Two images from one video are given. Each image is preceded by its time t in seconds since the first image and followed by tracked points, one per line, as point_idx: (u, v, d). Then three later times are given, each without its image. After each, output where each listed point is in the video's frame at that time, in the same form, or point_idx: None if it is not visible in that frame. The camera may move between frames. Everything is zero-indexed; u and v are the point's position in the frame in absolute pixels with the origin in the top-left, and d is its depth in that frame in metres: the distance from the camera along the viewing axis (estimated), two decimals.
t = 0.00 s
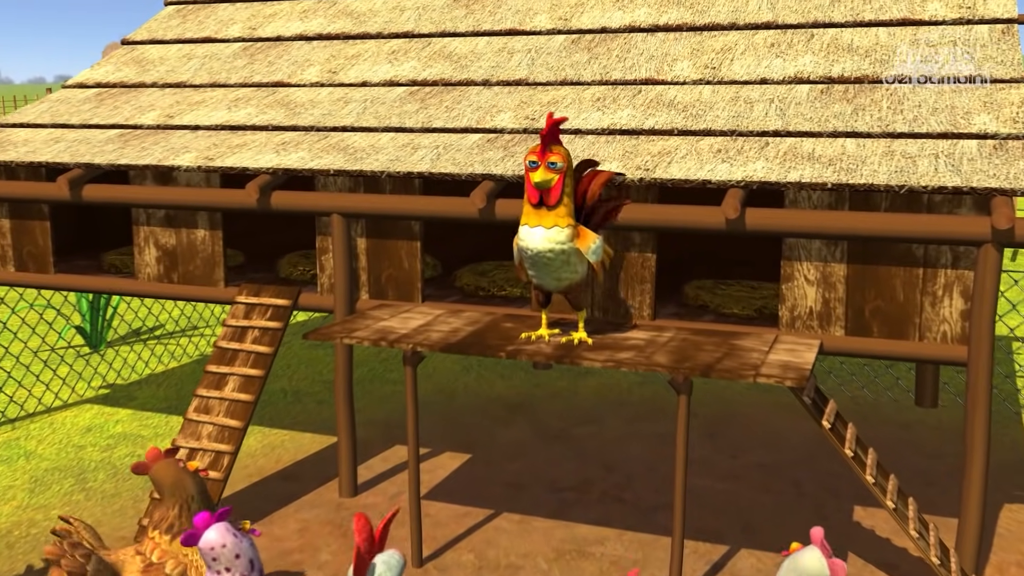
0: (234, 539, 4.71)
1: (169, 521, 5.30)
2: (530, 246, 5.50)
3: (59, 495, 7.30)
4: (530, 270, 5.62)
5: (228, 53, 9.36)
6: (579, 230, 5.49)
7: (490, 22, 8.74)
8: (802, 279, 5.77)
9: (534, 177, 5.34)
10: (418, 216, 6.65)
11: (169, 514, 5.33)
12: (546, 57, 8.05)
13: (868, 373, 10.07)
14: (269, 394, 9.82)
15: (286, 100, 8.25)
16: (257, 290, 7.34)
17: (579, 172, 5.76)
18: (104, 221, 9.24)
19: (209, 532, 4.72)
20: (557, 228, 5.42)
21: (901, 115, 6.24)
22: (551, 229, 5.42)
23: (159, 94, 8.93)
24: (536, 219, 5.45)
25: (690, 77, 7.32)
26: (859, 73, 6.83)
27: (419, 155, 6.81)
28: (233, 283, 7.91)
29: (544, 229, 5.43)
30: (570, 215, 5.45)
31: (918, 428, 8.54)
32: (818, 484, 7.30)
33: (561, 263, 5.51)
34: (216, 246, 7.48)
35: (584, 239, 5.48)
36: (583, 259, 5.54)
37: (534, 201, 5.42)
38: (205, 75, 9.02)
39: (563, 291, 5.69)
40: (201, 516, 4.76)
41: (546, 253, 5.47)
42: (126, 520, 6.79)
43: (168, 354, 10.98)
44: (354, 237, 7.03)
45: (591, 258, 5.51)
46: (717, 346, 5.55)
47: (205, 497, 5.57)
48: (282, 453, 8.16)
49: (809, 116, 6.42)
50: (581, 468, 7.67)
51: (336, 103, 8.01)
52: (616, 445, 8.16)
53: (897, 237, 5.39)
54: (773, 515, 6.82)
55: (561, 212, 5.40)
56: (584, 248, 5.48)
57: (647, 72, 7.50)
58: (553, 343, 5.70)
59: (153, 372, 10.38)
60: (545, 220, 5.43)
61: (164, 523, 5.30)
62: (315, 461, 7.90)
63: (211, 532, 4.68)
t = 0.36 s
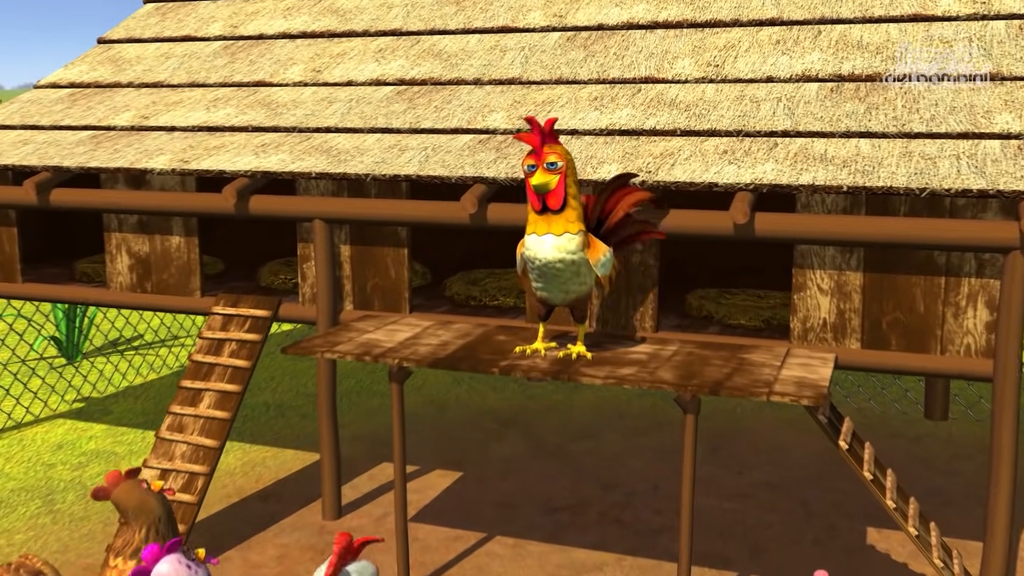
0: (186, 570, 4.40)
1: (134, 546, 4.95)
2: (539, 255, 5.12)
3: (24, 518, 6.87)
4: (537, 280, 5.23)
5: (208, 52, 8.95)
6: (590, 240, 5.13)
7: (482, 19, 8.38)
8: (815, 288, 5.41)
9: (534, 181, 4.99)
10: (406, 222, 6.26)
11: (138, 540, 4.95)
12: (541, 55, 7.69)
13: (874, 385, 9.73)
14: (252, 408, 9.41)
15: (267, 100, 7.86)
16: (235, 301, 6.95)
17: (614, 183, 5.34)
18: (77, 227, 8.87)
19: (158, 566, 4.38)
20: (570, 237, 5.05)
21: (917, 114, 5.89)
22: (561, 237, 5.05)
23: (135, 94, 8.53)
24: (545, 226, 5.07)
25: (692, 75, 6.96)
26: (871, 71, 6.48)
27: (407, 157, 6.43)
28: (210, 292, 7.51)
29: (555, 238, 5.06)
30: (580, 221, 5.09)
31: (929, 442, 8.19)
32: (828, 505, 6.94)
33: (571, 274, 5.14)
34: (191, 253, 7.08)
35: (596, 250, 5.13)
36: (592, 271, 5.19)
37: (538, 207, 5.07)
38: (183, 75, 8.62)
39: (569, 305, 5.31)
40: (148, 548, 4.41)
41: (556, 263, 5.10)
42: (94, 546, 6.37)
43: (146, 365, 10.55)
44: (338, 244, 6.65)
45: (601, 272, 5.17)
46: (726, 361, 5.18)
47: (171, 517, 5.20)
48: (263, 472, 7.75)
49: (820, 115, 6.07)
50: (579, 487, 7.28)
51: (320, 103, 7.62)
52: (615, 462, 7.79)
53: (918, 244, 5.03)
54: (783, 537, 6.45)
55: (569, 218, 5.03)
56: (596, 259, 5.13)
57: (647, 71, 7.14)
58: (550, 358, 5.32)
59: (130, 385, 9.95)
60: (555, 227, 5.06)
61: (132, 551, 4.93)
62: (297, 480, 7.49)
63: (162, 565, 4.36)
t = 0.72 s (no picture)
0: None
1: None
2: (509, 265, 4.76)
3: None
4: (509, 293, 4.86)
5: (184, 50, 8.55)
6: (566, 247, 4.75)
7: (471, 17, 8.02)
8: (829, 298, 5.05)
9: (527, 184, 4.63)
10: (390, 228, 5.87)
11: None
12: (533, 53, 7.32)
13: (879, 397, 9.38)
14: (231, 424, 8.99)
15: (245, 100, 7.47)
16: (209, 312, 6.54)
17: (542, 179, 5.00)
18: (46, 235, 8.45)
19: None
20: (541, 244, 4.68)
21: (934, 112, 5.54)
22: (532, 244, 4.68)
23: (107, 94, 8.12)
24: (518, 232, 4.72)
25: (692, 73, 6.61)
26: (882, 68, 6.14)
27: (391, 158, 6.04)
28: (184, 303, 7.10)
29: (525, 245, 4.69)
30: (556, 228, 4.71)
31: (939, 457, 7.85)
32: (838, 526, 6.58)
33: (544, 285, 4.75)
34: (163, 261, 6.68)
35: (573, 258, 4.74)
36: (570, 281, 4.78)
37: (519, 210, 4.70)
38: (157, 74, 8.22)
39: (547, 319, 4.90)
40: None
41: (528, 272, 4.72)
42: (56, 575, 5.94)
43: (122, 379, 10.12)
44: (318, 252, 6.26)
45: (582, 279, 4.78)
46: (735, 377, 4.80)
47: (139, 556, 4.69)
48: (240, 493, 7.33)
49: (830, 114, 5.72)
50: (575, 508, 6.90)
51: (300, 103, 7.23)
52: (612, 481, 7.41)
53: (941, 251, 4.67)
54: (791, 562, 6.07)
55: (545, 227, 4.67)
56: (571, 267, 4.74)
57: (645, 69, 6.79)
58: (545, 374, 4.94)
59: (103, 399, 9.51)
60: (526, 234, 4.69)
61: None
62: (277, 502, 7.08)
63: None
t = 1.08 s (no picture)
0: None
1: None
2: (525, 271, 4.40)
3: None
4: (523, 302, 4.50)
5: (159, 50, 8.18)
6: (584, 253, 4.44)
7: (459, 14, 7.70)
8: (842, 308, 4.74)
9: (516, 185, 4.29)
10: (374, 235, 5.53)
11: None
12: (524, 52, 7.01)
13: (881, 409, 9.09)
14: (208, 440, 8.60)
15: (222, 101, 7.11)
16: (182, 324, 6.17)
17: (605, 187, 4.68)
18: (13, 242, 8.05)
19: None
20: (562, 248, 4.35)
21: (948, 111, 5.26)
22: (550, 249, 4.34)
23: (77, 95, 7.74)
24: (532, 237, 4.37)
25: (691, 71, 6.30)
26: (891, 66, 5.85)
27: (375, 160, 5.70)
28: (157, 314, 6.72)
29: (543, 250, 4.35)
30: (572, 232, 4.40)
31: (946, 472, 7.55)
32: (846, 546, 6.26)
33: (562, 292, 4.42)
34: (133, 269, 6.31)
35: (591, 265, 4.42)
36: (587, 289, 4.48)
37: (523, 215, 4.35)
38: (131, 74, 7.84)
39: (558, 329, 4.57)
40: None
41: (546, 279, 4.38)
42: None
43: (95, 392, 9.70)
44: (298, 260, 5.90)
45: (596, 289, 4.45)
46: (743, 393, 4.47)
47: None
48: (216, 514, 6.93)
49: (838, 113, 5.42)
50: (570, 529, 6.56)
51: (280, 103, 6.88)
52: (608, 499, 7.08)
53: (964, 257, 4.36)
54: None
55: (560, 227, 4.34)
56: (590, 275, 4.42)
57: (642, 67, 6.48)
58: (541, 390, 4.60)
59: (75, 414, 9.10)
60: (542, 238, 4.35)
61: None
62: (255, 524, 6.70)
63: None
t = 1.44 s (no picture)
0: None
1: None
2: (506, 280, 4.05)
3: None
4: (506, 312, 4.16)
5: (127, 49, 7.78)
6: (573, 258, 4.07)
7: (442, 12, 7.35)
8: (857, 320, 4.41)
9: (506, 187, 3.94)
10: (353, 243, 5.16)
11: None
12: (512, 50, 6.67)
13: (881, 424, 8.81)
14: (179, 460, 8.17)
15: (192, 102, 6.72)
16: (148, 338, 5.75)
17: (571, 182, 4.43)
18: None
19: None
20: (546, 255, 3.99)
21: (963, 109, 4.97)
22: (533, 255, 3.99)
23: (38, 96, 7.32)
24: (514, 243, 4.02)
25: (689, 70, 5.99)
26: (900, 63, 5.56)
27: (354, 163, 5.33)
28: (122, 327, 6.30)
29: (525, 257, 4.00)
30: (558, 236, 4.04)
31: (952, 490, 7.25)
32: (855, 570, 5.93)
33: (547, 302, 4.07)
34: (95, 280, 5.90)
35: (580, 271, 4.05)
36: (575, 297, 4.11)
37: (510, 218, 4.00)
38: (96, 75, 7.43)
39: (547, 341, 4.22)
40: None
41: (528, 289, 4.03)
42: None
43: (62, 410, 9.23)
44: (272, 269, 5.52)
45: (589, 296, 4.07)
46: (754, 412, 4.13)
47: None
48: (185, 540, 6.50)
49: (846, 113, 5.12)
50: (563, 553, 6.19)
51: (253, 104, 6.50)
52: (602, 520, 6.71)
53: (989, 264, 4.05)
54: None
55: (545, 232, 3.98)
56: (578, 281, 4.05)
57: (637, 65, 6.16)
58: (535, 410, 4.24)
59: (39, 433, 8.63)
60: (525, 244, 4.00)
61: None
62: (227, 551, 6.28)
63: None
